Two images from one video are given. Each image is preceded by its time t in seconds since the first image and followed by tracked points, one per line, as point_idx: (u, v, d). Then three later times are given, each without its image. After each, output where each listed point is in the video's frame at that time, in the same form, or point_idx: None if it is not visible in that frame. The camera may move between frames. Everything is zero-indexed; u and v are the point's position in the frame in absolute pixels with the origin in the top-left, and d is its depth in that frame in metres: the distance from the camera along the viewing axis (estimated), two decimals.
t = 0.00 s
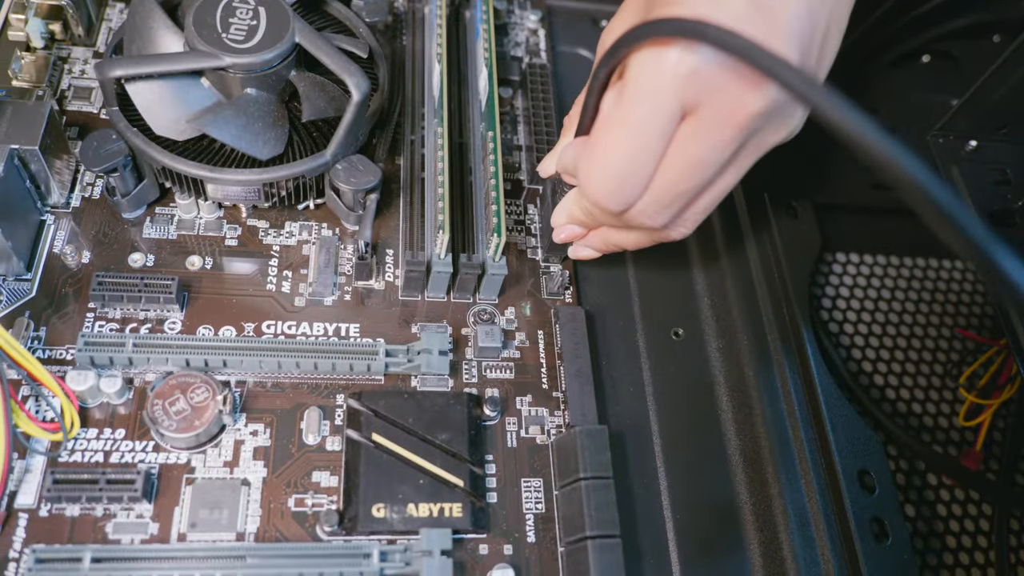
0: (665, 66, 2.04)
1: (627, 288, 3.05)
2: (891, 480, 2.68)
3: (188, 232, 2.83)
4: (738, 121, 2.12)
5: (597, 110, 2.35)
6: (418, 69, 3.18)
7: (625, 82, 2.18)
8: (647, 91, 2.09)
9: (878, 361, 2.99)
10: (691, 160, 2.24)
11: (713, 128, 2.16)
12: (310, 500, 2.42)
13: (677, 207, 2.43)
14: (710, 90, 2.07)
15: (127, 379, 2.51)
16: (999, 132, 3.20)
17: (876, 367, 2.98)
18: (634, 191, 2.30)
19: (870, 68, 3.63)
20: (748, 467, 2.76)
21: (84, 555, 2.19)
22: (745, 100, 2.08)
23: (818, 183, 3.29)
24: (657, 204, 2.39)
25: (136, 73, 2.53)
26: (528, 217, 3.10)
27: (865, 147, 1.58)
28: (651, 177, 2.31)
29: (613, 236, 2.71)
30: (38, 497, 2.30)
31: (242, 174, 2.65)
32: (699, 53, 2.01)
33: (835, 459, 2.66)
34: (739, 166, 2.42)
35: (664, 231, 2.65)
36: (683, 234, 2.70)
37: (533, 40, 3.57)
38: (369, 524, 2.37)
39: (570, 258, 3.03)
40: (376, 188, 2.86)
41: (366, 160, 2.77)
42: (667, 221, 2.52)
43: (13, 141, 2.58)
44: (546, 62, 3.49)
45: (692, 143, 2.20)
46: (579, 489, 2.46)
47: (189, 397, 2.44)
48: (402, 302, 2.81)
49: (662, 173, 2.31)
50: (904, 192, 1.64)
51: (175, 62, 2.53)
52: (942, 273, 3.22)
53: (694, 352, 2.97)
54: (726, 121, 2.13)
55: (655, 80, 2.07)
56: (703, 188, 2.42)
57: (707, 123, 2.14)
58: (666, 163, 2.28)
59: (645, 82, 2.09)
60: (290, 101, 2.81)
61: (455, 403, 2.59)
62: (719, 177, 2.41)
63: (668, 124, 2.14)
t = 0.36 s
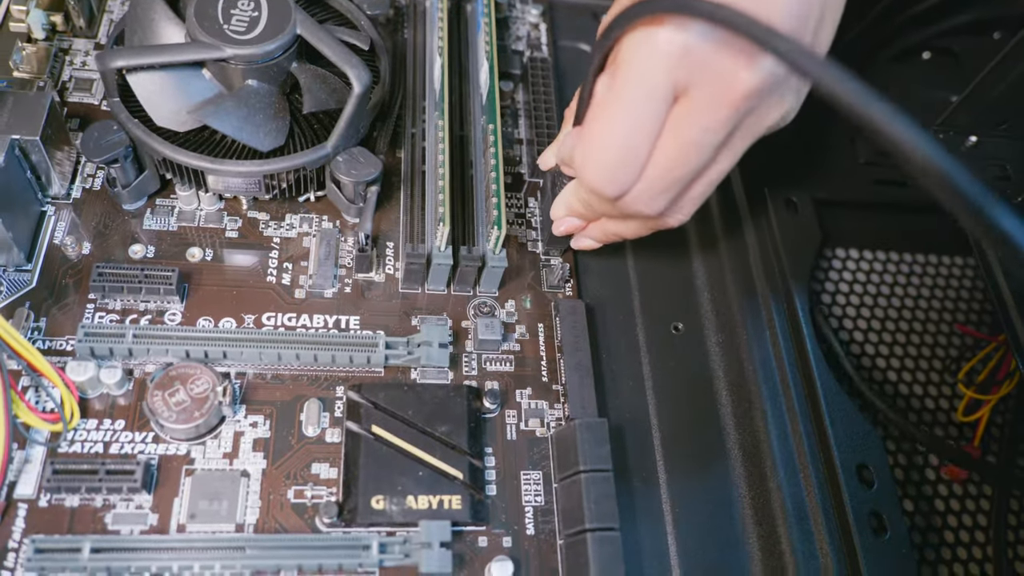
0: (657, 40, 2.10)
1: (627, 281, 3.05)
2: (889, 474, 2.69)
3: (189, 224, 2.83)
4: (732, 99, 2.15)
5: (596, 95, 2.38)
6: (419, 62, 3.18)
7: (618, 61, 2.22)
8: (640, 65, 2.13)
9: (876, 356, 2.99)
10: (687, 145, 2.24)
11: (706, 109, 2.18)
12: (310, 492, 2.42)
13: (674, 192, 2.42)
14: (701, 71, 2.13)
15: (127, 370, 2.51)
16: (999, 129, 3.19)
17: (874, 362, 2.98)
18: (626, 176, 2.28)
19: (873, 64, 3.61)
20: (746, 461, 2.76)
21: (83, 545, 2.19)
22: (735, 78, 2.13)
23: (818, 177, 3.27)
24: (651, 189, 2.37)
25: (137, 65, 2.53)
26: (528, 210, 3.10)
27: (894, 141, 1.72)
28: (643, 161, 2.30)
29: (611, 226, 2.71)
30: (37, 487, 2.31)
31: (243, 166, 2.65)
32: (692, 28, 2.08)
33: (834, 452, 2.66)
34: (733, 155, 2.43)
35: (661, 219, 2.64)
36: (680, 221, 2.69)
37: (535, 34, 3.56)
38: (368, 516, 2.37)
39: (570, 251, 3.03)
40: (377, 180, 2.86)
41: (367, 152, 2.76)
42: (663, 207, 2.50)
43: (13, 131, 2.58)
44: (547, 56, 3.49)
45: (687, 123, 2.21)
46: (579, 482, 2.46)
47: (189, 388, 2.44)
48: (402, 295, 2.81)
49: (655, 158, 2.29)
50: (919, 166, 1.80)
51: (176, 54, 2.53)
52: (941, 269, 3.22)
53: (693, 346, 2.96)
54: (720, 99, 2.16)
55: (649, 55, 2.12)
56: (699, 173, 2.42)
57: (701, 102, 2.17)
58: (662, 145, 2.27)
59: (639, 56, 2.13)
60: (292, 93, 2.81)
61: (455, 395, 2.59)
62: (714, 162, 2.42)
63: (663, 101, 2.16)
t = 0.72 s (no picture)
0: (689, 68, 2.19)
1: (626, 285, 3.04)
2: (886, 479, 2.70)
3: (189, 228, 2.83)
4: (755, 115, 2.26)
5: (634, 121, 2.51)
6: (418, 65, 3.18)
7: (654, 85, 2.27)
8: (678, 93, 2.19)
9: (873, 362, 2.99)
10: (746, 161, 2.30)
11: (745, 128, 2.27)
12: (309, 497, 2.43)
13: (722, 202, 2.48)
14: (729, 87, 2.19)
15: (127, 375, 2.52)
16: (998, 135, 3.17)
17: (871, 368, 2.98)
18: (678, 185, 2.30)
19: (873, 67, 3.60)
20: (745, 467, 2.76)
21: (84, 551, 2.20)
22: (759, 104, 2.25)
23: (818, 182, 3.26)
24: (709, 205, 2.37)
25: (137, 70, 2.54)
26: (529, 213, 3.10)
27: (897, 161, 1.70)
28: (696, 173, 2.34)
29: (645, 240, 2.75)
30: (39, 493, 2.31)
31: (242, 171, 2.65)
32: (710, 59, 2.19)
33: (831, 458, 2.68)
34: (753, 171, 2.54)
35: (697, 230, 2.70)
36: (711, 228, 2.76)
37: (535, 37, 3.56)
38: (368, 521, 2.37)
39: (570, 254, 3.03)
40: (377, 184, 2.86)
41: (366, 157, 2.76)
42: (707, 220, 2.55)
43: (13, 137, 2.58)
44: (547, 58, 3.48)
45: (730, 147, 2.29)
46: (578, 488, 2.46)
47: (189, 394, 2.44)
48: (402, 299, 2.81)
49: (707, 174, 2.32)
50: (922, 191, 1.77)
51: (176, 59, 2.54)
52: (939, 274, 3.22)
53: (692, 351, 2.95)
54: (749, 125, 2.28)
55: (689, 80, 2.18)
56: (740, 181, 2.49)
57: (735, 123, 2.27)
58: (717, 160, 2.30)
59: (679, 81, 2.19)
60: (291, 98, 2.81)
61: (455, 400, 2.59)
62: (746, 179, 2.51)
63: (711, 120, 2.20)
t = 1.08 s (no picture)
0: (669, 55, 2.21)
1: (625, 281, 3.07)
2: (884, 474, 2.73)
3: (194, 226, 2.86)
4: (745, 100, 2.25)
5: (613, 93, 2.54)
6: (420, 65, 3.21)
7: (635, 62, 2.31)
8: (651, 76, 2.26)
9: (871, 359, 3.02)
10: (716, 145, 2.36)
11: (725, 110, 2.30)
12: (313, 491, 2.45)
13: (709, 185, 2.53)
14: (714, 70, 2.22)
15: (133, 371, 2.54)
16: (995, 134, 3.21)
17: (869, 365, 3.00)
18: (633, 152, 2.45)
19: (873, 66, 3.63)
20: (744, 463, 2.78)
21: (91, 543, 2.22)
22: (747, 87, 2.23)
23: (816, 181, 3.30)
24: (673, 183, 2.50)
25: (142, 70, 2.57)
26: (530, 211, 3.13)
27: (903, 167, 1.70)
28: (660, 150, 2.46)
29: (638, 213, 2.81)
30: (45, 487, 2.34)
31: (247, 169, 2.68)
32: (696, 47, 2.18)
33: (830, 454, 2.71)
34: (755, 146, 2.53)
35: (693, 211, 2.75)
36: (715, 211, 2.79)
37: (535, 38, 3.59)
38: (371, 515, 2.39)
39: (571, 252, 3.06)
40: (379, 182, 2.89)
41: (369, 156, 2.79)
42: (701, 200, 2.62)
43: (19, 135, 2.61)
44: (548, 59, 3.51)
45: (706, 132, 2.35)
46: (579, 482, 2.49)
47: (194, 389, 2.47)
48: (404, 297, 2.84)
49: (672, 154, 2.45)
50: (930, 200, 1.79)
51: (182, 59, 2.57)
52: (937, 272, 3.25)
53: (692, 349, 2.97)
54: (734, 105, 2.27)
55: (666, 64, 2.22)
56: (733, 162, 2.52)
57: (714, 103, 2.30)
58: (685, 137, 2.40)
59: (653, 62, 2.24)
60: (295, 98, 2.84)
61: (457, 396, 2.62)
62: (747, 153, 2.51)
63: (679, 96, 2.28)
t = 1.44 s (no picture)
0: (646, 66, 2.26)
1: (620, 281, 3.11)
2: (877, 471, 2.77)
3: (192, 227, 2.89)
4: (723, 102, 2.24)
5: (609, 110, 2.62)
6: (416, 68, 3.24)
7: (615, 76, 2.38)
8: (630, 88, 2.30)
9: (865, 357, 3.06)
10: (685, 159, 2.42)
11: (699, 122, 2.31)
12: (311, 488, 2.48)
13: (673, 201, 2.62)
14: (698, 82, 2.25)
15: (132, 370, 2.57)
16: (985, 134, 3.26)
17: (863, 362, 3.04)
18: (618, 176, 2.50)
19: (864, 67, 3.67)
20: (737, 459, 2.82)
21: (91, 539, 2.25)
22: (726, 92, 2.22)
23: (809, 181, 3.34)
24: (648, 193, 2.56)
25: (142, 73, 2.60)
26: (525, 213, 3.16)
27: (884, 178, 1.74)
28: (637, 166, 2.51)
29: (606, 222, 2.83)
30: (46, 484, 2.37)
31: (245, 170, 2.71)
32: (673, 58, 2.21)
33: (823, 451, 2.75)
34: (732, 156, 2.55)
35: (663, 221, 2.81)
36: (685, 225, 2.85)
37: (531, 41, 3.62)
38: (369, 511, 2.43)
39: (565, 253, 3.10)
40: (376, 184, 2.92)
41: (366, 157, 2.82)
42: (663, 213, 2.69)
43: (20, 137, 2.64)
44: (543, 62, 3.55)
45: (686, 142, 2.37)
46: (573, 478, 2.52)
47: (193, 388, 2.50)
48: (401, 296, 2.87)
49: (649, 167, 2.49)
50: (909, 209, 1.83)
51: (182, 62, 2.60)
52: (929, 271, 3.29)
53: (686, 348, 3.01)
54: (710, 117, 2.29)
55: (642, 78, 2.27)
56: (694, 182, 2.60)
57: (690, 116, 2.32)
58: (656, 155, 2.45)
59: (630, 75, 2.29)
60: (292, 100, 2.88)
61: (453, 394, 2.65)
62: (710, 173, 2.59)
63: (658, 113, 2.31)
